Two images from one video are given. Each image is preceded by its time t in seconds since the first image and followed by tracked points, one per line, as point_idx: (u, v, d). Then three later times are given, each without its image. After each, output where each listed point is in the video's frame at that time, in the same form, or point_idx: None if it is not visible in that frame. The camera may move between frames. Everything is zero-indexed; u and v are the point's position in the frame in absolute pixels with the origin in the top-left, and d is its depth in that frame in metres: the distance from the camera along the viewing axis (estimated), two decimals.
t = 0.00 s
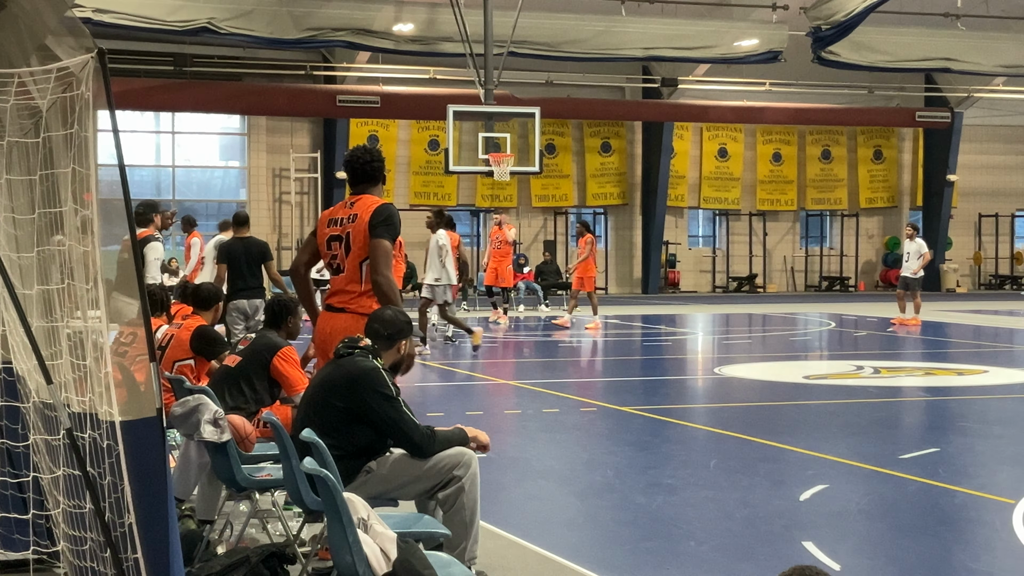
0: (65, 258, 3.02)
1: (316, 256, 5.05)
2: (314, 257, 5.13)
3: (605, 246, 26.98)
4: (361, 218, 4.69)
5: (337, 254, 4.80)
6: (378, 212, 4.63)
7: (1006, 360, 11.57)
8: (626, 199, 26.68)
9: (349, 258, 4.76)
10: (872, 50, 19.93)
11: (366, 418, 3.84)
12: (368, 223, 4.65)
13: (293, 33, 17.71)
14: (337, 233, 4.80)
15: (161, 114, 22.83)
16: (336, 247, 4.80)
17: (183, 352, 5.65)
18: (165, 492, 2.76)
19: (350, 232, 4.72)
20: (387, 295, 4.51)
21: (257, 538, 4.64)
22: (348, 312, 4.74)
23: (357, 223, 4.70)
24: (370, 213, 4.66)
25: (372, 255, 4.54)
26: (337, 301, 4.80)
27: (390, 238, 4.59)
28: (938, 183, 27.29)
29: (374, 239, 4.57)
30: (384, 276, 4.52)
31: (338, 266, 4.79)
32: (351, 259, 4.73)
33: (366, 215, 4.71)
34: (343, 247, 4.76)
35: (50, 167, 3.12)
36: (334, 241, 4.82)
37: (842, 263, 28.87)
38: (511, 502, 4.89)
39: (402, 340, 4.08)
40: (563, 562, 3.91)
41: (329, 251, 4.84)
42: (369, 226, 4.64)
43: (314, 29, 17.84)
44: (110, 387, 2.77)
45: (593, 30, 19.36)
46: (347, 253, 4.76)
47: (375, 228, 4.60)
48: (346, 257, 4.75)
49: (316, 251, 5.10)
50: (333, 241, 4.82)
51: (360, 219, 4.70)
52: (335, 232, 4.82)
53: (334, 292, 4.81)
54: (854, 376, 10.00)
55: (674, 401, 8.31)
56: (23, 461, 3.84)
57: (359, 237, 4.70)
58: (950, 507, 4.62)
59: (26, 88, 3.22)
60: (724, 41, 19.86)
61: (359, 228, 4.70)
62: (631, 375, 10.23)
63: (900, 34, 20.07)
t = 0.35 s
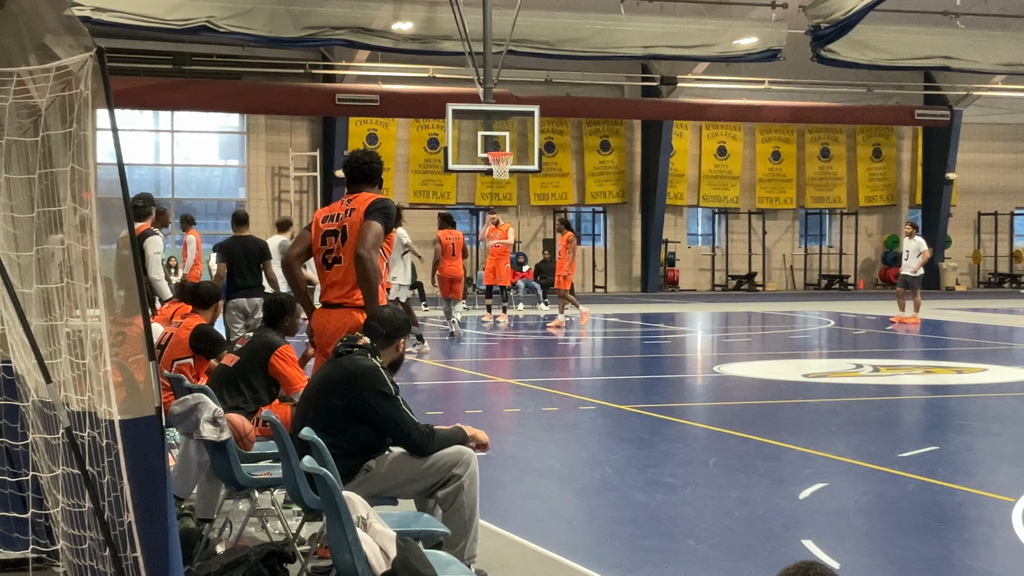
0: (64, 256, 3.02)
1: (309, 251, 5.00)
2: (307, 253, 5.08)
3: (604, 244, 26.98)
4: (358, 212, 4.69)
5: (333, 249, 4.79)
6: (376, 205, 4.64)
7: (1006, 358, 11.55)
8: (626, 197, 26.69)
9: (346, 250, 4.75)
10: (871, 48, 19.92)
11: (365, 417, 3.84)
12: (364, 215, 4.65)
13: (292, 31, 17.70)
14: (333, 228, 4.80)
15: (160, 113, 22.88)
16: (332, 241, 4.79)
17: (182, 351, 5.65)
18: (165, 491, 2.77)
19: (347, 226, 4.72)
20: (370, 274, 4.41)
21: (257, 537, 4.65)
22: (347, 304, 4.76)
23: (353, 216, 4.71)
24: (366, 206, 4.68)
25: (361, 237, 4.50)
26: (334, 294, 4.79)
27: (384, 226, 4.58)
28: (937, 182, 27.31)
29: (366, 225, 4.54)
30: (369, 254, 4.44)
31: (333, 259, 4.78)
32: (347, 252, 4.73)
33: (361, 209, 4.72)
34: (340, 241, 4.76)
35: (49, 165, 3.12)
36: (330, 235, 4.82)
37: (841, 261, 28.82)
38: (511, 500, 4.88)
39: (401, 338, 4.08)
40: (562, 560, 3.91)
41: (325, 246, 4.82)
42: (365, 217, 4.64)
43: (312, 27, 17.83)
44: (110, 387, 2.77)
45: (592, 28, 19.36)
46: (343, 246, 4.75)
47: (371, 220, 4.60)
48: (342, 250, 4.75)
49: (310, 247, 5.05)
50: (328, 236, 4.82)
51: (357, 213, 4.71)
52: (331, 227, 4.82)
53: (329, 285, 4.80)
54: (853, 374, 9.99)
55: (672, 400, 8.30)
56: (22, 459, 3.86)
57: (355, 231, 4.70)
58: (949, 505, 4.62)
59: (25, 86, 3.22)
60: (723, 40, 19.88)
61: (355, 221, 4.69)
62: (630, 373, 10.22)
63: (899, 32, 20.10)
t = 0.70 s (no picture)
0: (84, 255, 3.22)
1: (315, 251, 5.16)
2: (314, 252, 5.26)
3: (598, 245, 27.22)
4: (360, 214, 4.87)
5: (339, 250, 4.97)
6: (376, 207, 4.81)
7: (980, 353, 11.79)
8: (619, 200, 26.89)
9: (350, 250, 4.94)
10: (852, 57, 19.97)
11: (371, 409, 4.04)
12: (367, 216, 4.83)
13: (301, 42, 17.90)
14: (337, 229, 4.99)
15: (176, 119, 22.99)
16: (336, 243, 4.98)
17: (197, 346, 5.86)
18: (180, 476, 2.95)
19: (350, 228, 4.89)
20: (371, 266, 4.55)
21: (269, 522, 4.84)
22: (353, 301, 4.95)
23: (356, 218, 4.88)
24: (367, 208, 4.85)
25: (364, 234, 4.67)
26: (342, 293, 4.98)
27: (386, 225, 4.75)
28: (915, 184, 27.47)
29: (369, 225, 4.72)
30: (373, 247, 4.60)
31: (339, 259, 4.97)
32: (352, 252, 4.92)
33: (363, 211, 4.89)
34: (345, 242, 4.95)
35: (70, 170, 3.32)
36: (334, 237, 5.01)
37: (824, 261, 29.12)
38: (511, 489, 5.07)
39: (404, 334, 4.27)
40: (560, 546, 4.11)
41: (331, 247, 5.01)
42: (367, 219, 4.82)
43: (321, 39, 18.07)
44: (128, 380, 2.96)
45: (588, 39, 19.46)
46: (348, 246, 4.94)
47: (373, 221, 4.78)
48: (347, 250, 4.94)
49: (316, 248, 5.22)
50: (333, 237, 5.00)
51: (359, 214, 4.87)
52: (335, 228, 5.00)
53: (337, 283, 4.99)
54: (835, 368, 10.20)
55: (662, 392, 8.50)
56: (44, 450, 4.05)
57: (358, 232, 4.88)
58: (927, 492, 4.82)
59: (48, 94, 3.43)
60: (711, 50, 20.16)
61: (358, 223, 4.87)
62: (622, 368, 10.42)
63: (881, 41, 20.14)
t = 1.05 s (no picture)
0: (144, 256, 3.91)
1: (347, 265, 5.94)
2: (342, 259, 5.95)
3: (584, 251, 28.35)
4: (380, 228, 5.54)
5: (363, 260, 5.66)
6: (394, 222, 5.48)
7: (912, 341, 12.66)
8: (602, 212, 27.92)
9: (374, 259, 5.62)
10: (802, 89, 21.16)
11: (390, 391, 4.71)
12: (386, 230, 5.50)
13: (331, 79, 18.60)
14: (362, 241, 5.67)
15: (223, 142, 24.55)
16: (362, 253, 5.66)
17: (240, 337, 6.57)
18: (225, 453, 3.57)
19: (372, 240, 5.57)
20: (400, 284, 5.31)
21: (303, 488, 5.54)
22: (379, 304, 5.64)
23: (377, 232, 5.56)
24: (387, 222, 5.52)
25: (387, 250, 5.36)
26: (369, 297, 5.67)
27: (405, 238, 5.43)
28: (854, 199, 28.95)
29: (389, 241, 5.40)
30: (398, 269, 5.34)
31: (365, 267, 5.65)
32: (374, 262, 5.59)
33: (383, 225, 5.56)
34: (368, 252, 5.63)
35: (132, 185, 3.99)
36: (359, 247, 5.69)
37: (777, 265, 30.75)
38: (508, 458, 5.77)
39: (417, 326, 4.96)
40: (552, 508, 4.81)
41: (357, 256, 5.71)
42: (387, 234, 5.50)
43: (346, 75, 18.80)
44: (181, 367, 3.61)
45: (574, 74, 20.21)
46: (371, 256, 5.63)
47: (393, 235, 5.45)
48: (370, 259, 5.62)
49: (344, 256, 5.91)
50: (358, 248, 5.69)
51: (380, 228, 5.55)
52: (359, 240, 5.69)
53: (364, 288, 5.68)
54: (787, 355, 10.97)
55: (639, 377, 9.22)
56: (110, 426, 4.78)
57: (380, 244, 5.56)
58: (866, 461, 5.52)
59: (112, 123, 4.09)
60: (680, 85, 20.87)
61: (379, 236, 5.54)
62: (606, 355, 11.19)
63: (826, 75, 21.26)
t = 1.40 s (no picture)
0: (174, 259, 4.28)
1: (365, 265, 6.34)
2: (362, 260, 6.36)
3: (578, 253, 29.23)
4: (402, 236, 5.96)
5: (384, 264, 6.08)
6: (416, 232, 5.90)
7: (876, 336, 13.18)
8: (594, 218, 28.64)
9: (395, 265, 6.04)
10: (772, 104, 23.54)
11: (400, 382, 5.13)
12: (408, 240, 5.92)
13: (343, 94, 20.52)
14: (382, 246, 6.08)
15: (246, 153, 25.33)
16: (382, 258, 6.07)
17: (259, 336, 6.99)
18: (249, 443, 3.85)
19: (394, 247, 5.98)
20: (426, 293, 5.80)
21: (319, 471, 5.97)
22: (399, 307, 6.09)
23: (398, 239, 5.98)
24: (408, 231, 5.94)
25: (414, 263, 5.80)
26: (390, 299, 6.11)
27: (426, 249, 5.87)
28: (825, 206, 29.86)
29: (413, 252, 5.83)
30: (424, 279, 5.82)
31: (386, 271, 6.07)
32: (394, 267, 6.02)
33: (405, 233, 5.98)
34: (389, 258, 6.04)
35: (162, 193, 4.36)
36: (380, 252, 6.10)
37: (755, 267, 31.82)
38: (508, 444, 6.20)
39: (423, 322, 5.39)
40: (549, 490, 5.22)
41: (377, 260, 6.12)
42: (408, 243, 5.93)
43: (359, 91, 20.73)
44: (209, 361, 3.93)
45: (568, 91, 22.04)
46: (392, 261, 6.04)
47: (415, 244, 5.88)
48: (391, 264, 6.04)
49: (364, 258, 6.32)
50: (379, 253, 6.10)
51: (401, 236, 5.97)
52: (380, 245, 6.10)
53: (384, 291, 6.11)
54: (763, 349, 11.43)
55: (628, 369, 9.66)
56: (142, 415, 5.17)
57: (402, 251, 5.98)
58: (837, 447, 5.95)
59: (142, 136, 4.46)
60: (666, 99, 22.70)
61: (401, 243, 5.96)
62: (598, 349, 11.65)
63: (797, 93, 23.79)
